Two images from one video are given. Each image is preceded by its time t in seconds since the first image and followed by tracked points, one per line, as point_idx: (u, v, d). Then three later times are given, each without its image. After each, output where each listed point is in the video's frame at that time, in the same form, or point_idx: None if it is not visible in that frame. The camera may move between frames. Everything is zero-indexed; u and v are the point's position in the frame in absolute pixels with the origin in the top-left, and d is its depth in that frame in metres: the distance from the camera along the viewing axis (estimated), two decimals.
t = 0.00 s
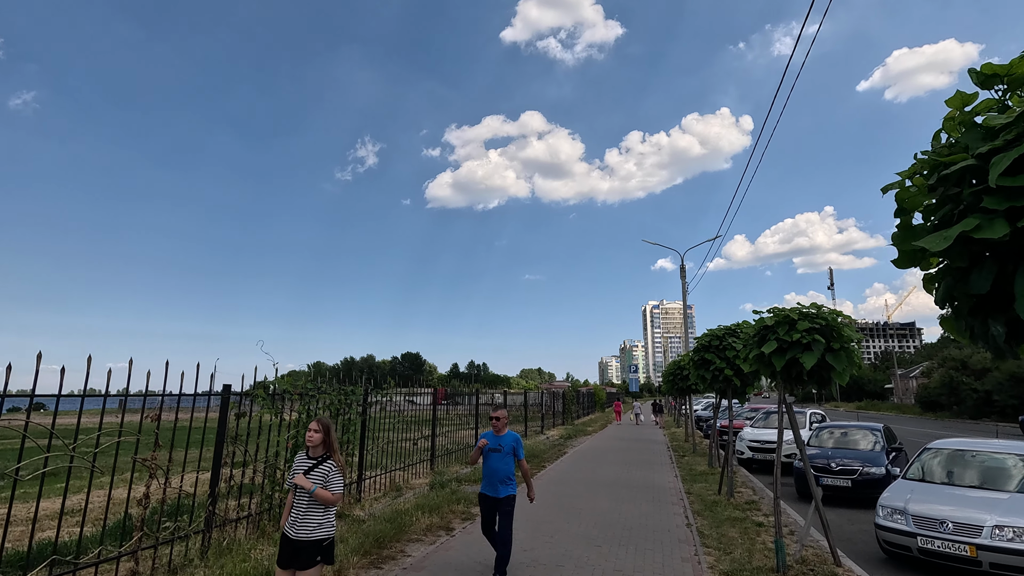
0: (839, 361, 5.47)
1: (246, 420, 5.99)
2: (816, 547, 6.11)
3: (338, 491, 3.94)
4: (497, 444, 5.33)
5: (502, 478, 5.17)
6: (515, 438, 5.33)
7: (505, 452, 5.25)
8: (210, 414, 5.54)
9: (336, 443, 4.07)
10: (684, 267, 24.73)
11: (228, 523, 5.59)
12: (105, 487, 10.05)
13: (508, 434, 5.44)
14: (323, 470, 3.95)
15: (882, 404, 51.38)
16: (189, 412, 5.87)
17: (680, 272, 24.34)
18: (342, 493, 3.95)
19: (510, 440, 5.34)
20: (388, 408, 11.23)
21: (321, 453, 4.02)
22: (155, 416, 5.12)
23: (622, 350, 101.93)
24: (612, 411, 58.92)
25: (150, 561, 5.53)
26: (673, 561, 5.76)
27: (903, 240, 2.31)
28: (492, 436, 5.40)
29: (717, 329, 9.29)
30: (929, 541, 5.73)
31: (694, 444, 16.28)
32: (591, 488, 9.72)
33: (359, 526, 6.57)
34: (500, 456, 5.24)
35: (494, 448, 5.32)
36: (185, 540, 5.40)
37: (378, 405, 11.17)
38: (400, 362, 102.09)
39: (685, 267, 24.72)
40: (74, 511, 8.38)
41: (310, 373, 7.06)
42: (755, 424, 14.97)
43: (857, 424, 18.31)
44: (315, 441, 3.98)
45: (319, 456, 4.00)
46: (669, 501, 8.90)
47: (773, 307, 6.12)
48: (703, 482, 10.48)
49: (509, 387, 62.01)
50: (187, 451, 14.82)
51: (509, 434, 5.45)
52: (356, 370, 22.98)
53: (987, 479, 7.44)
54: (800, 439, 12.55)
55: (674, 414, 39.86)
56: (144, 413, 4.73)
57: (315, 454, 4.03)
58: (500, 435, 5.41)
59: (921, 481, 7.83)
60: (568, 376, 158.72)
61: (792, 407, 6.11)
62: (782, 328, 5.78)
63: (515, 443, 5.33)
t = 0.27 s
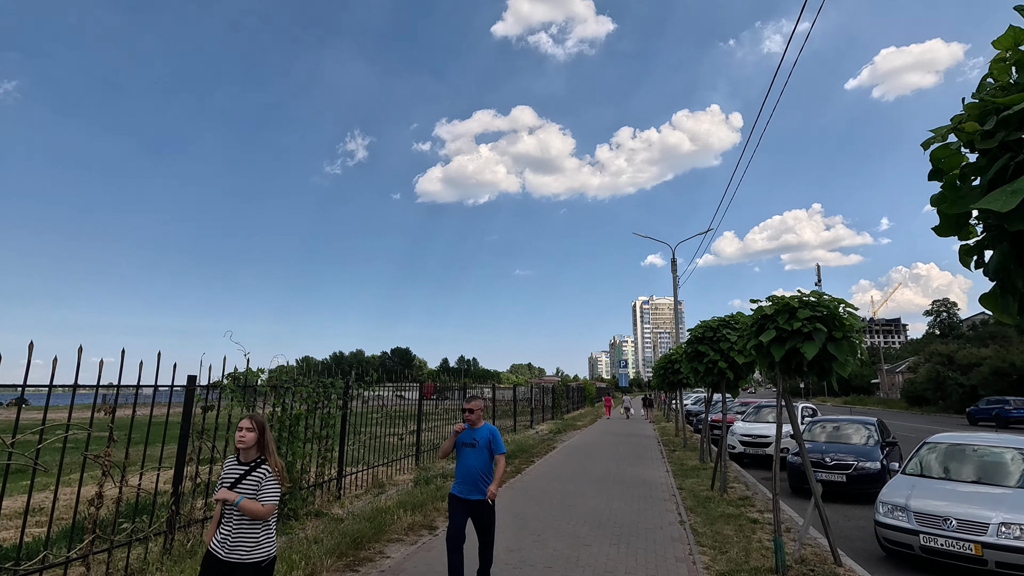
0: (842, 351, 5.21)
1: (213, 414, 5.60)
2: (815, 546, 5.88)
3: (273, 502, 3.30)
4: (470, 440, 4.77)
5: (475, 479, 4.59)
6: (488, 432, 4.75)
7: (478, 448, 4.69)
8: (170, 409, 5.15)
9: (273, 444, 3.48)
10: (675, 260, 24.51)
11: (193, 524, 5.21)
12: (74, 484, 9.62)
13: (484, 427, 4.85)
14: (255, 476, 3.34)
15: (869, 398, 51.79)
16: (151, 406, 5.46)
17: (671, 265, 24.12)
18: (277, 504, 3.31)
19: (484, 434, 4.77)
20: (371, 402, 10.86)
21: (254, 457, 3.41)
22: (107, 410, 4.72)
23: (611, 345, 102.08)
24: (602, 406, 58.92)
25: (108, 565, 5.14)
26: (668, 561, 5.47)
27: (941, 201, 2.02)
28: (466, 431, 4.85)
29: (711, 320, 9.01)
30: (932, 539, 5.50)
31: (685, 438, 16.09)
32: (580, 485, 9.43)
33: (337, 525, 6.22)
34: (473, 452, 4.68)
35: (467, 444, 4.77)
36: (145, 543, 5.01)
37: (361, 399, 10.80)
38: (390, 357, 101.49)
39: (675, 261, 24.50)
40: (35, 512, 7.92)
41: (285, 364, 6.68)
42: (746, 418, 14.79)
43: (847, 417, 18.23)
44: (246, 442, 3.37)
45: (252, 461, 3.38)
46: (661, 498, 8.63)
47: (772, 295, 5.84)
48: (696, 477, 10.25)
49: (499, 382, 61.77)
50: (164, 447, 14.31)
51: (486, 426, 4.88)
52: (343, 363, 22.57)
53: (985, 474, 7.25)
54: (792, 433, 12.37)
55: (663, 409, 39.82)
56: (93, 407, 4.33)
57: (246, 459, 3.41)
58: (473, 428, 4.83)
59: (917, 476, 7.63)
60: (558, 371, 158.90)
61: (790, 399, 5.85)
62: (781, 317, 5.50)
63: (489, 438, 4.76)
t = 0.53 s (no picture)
0: (849, 349, 4.93)
1: (182, 416, 5.20)
2: (820, 555, 5.58)
3: (177, 530, 2.58)
4: (434, 455, 4.10)
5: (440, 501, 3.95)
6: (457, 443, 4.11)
7: (444, 464, 4.04)
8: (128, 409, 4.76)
9: (170, 460, 2.73)
10: (670, 255, 24.22)
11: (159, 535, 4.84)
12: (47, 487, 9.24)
13: (451, 438, 4.19)
14: (146, 502, 2.58)
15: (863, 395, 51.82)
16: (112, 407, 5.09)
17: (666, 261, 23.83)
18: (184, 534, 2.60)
19: (451, 446, 4.12)
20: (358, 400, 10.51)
21: (144, 478, 2.65)
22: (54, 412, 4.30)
23: (606, 342, 101.93)
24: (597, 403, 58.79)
25: None
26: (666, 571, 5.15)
27: (998, 175, 1.71)
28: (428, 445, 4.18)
29: (708, 317, 8.70)
30: (942, 547, 5.23)
31: (680, 437, 15.83)
32: (574, 487, 9.11)
33: (316, 533, 5.89)
34: (439, 471, 4.01)
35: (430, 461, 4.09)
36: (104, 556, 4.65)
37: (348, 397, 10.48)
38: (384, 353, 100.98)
39: (670, 256, 24.21)
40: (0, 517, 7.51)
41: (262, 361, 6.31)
42: (742, 417, 14.55)
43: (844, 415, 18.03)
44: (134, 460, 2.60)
45: (140, 483, 2.63)
46: (658, 500, 8.32)
47: (774, 290, 5.53)
48: (692, 478, 9.98)
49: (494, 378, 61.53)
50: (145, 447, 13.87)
51: (453, 437, 4.22)
52: (334, 359, 22.27)
53: (990, 476, 7.00)
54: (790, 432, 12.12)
55: (658, 406, 39.68)
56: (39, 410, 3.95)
57: (135, 481, 2.66)
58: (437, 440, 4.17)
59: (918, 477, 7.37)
60: (552, 367, 158.81)
61: (795, 399, 5.50)
62: (785, 313, 5.18)
63: (456, 452, 4.11)
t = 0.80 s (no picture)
0: (860, 343, 4.61)
1: (149, 413, 4.87)
2: (828, 561, 5.27)
3: (36, 563, 2.07)
4: (392, 466, 3.47)
5: (396, 519, 3.34)
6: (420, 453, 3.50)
7: (401, 477, 3.42)
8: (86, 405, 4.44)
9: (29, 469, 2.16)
10: (668, 252, 23.93)
11: (123, 541, 4.51)
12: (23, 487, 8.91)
13: (412, 446, 3.57)
14: None
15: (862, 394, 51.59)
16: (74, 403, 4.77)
17: (664, 257, 23.53)
18: (45, 571, 2.09)
19: (413, 457, 3.50)
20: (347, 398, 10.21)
21: None
22: (3, 407, 3.98)
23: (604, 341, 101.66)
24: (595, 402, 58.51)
25: None
26: None
27: None
28: (384, 453, 3.54)
29: (708, 311, 8.41)
30: (956, 552, 4.93)
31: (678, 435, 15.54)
32: (569, 488, 8.80)
33: (295, 537, 5.57)
34: (394, 484, 3.40)
35: (385, 472, 3.47)
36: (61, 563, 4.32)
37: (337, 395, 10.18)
38: (382, 352, 100.63)
39: (668, 253, 23.92)
40: None
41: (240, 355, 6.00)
42: (742, 415, 14.27)
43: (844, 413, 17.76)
44: None
45: None
46: (656, 502, 8.01)
47: (779, 280, 5.23)
48: (691, 478, 9.68)
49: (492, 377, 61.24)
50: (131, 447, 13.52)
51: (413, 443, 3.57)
52: (328, 357, 21.96)
53: (1001, 475, 6.70)
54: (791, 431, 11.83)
55: (657, 404, 39.40)
56: None
57: None
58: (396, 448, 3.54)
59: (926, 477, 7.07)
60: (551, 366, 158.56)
61: (800, 396, 5.20)
62: (790, 304, 4.88)
63: (418, 464, 3.49)
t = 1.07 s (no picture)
0: (875, 342, 4.26)
1: (110, 418, 4.53)
2: None
3: None
4: (321, 498, 2.87)
5: (319, 565, 2.77)
6: (358, 483, 2.85)
7: (331, 510, 2.82)
8: (36, 410, 4.10)
9: None
10: (668, 250, 23.58)
11: (78, 558, 4.18)
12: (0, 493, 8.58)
13: (349, 473, 2.92)
14: None
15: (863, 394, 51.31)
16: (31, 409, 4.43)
17: (665, 256, 23.21)
18: None
19: (348, 485, 2.86)
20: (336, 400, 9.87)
21: None
22: None
23: (604, 341, 101.32)
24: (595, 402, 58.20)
25: None
26: None
27: None
28: (316, 478, 2.94)
29: (710, 310, 8.07)
30: (978, 568, 4.59)
31: (679, 437, 15.23)
32: (566, 495, 8.45)
33: (270, 550, 5.22)
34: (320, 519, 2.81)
35: (313, 502, 2.88)
36: None
37: (326, 397, 9.86)
38: (382, 352, 100.34)
39: (668, 250, 23.58)
40: None
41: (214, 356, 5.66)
42: (744, 417, 13.94)
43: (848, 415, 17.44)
44: None
45: None
46: (656, 510, 7.67)
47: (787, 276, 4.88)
48: (691, 483, 9.34)
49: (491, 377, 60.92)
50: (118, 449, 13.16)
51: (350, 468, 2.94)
52: (324, 357, 21.65)
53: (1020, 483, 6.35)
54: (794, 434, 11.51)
55: (657, 405, 39.09)
56: None
57: None
58: (329, 474, 2.93)
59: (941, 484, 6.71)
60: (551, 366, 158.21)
61: (809, 399, 4.86)
62: (800, 301, 4.54)
63: (353, 497, 2.84)
